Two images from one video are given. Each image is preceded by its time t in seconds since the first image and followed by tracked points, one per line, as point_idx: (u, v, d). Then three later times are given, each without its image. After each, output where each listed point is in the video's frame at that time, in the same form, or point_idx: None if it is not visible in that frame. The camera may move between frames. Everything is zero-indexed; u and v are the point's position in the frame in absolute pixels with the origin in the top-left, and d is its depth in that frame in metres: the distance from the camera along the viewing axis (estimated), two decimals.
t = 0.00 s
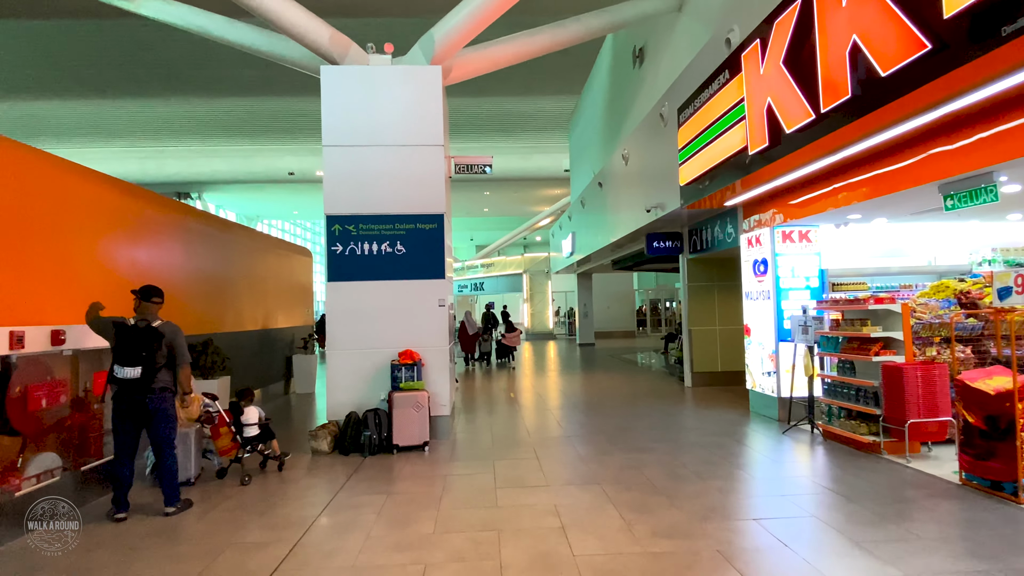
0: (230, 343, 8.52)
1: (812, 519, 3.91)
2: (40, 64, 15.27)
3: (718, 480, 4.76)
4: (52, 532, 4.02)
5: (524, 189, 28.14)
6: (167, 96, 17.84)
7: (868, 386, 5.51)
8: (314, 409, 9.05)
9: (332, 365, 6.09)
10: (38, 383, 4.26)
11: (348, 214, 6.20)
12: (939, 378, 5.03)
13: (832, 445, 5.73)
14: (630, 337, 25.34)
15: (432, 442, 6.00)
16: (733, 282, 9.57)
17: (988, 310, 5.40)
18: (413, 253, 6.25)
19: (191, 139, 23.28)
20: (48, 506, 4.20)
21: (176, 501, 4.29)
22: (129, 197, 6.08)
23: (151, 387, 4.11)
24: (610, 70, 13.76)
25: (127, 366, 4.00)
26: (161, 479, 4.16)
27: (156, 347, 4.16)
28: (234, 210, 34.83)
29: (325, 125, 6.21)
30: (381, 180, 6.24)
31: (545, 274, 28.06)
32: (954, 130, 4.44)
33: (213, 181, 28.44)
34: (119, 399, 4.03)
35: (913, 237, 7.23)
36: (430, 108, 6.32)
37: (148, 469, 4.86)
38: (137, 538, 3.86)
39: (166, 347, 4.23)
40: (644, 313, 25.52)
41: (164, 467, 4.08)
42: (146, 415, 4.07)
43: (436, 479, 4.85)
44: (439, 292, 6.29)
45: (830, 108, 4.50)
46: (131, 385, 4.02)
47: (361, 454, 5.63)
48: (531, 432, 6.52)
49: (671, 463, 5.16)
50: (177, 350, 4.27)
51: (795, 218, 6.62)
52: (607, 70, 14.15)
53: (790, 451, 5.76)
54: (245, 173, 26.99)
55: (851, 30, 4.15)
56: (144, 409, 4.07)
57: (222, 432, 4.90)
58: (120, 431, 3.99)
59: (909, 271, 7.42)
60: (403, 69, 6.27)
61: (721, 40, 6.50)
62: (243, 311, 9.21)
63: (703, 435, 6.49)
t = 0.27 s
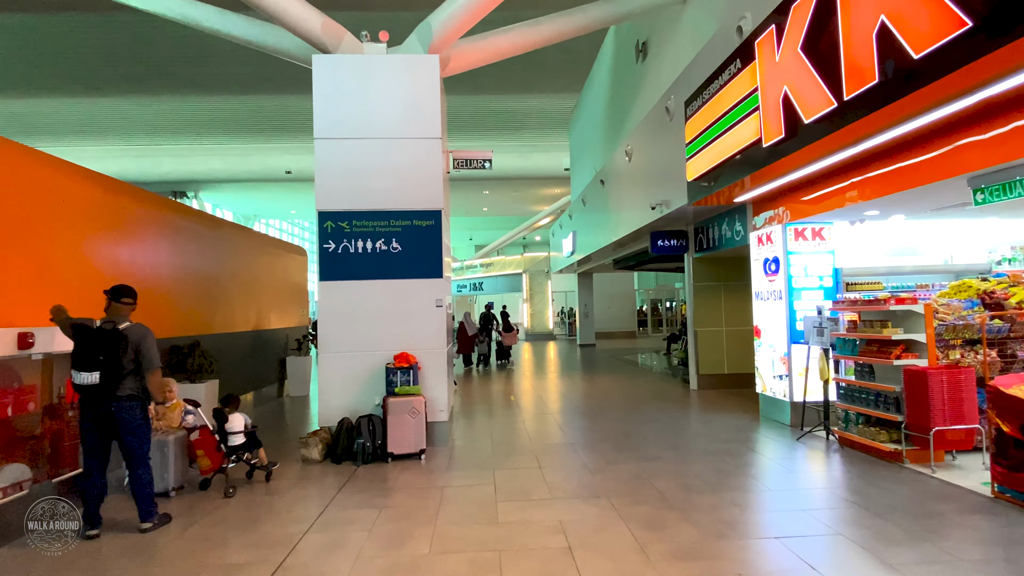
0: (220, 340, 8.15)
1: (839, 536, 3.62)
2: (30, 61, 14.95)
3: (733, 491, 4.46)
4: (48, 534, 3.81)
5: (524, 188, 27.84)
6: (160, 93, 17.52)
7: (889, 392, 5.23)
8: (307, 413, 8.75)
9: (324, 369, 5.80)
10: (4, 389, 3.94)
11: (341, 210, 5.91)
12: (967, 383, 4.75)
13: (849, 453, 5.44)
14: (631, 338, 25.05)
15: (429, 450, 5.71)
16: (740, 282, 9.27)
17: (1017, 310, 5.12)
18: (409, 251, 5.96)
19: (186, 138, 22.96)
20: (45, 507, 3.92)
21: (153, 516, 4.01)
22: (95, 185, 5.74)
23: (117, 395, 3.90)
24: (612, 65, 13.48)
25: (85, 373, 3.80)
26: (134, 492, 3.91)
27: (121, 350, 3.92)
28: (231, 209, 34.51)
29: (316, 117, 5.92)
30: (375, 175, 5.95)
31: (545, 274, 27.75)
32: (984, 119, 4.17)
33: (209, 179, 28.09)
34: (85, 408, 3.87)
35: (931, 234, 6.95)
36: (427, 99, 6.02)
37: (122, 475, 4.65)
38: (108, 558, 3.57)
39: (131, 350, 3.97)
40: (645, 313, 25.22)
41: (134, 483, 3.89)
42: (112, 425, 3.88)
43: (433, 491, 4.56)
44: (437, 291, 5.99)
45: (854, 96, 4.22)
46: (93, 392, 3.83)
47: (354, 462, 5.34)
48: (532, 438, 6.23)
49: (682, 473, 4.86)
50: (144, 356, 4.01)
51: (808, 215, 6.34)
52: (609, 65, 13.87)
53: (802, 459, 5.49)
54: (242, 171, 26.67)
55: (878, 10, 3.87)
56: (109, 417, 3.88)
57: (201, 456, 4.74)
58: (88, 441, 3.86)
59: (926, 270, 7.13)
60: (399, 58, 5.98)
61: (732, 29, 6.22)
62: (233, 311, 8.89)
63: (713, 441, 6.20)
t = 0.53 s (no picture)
0: (209, 339, 7.85)
1: (867, 551, 3.34)
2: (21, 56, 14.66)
3: (748, 500, 4.18)
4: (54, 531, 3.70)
5: (524, 187, 27.56)
6: (155, 90, 17.25)
7: (911, 393, 4.95)
8: (300, 415, 8.46)
9: (314, 370, 5.51)
10: None
11: (332, 203, 5.62)
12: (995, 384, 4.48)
13: (867, 458, 5.17)
14: (632, 338, 24.75)
15: (424, 454, 5.42)
16: (747, 279, 8.99)
17: None
18: (404, 246, 5.67)
19: (182, 135, 22.68)
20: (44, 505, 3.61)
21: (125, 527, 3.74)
22: (72, 176, 5.45)
23: (82, 398, 3.69)
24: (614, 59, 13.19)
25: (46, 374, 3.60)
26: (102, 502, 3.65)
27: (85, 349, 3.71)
28: (229, 208, 34.21)
29: (306, 105, 5.63)
30: (368, 165, 5.66)
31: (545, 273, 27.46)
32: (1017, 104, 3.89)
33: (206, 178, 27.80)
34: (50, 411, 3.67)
35: (949, 229, 6.66)
36: (423, 87, 5.74)
37: (93, 481, 4.35)
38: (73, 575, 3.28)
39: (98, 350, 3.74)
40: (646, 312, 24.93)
41: (103, 491, 3.63)
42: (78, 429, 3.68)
43: (428, 499, 4.28)
44: (434, 287, 5.71)
45: (878, 77, 3.94)
46: (56, 395, 3.63)
47: (345, 468, 5.06)
48: (533, 441, 5.94)
49: (693, 480, 4.59)
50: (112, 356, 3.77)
51: (821, 209, 6.06)
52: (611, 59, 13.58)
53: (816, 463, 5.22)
54: (239, 169, 26.38)
55: None
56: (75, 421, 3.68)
57: (178, 465, 4.54)
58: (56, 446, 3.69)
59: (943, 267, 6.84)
60: (393, 43, 5.69)
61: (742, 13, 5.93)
62: (223, 310, 8.59)
63: (722, 445, 5.91)
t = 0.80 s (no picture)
0: (199, 342, 7.53)
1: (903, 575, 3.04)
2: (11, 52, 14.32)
3: (767, 517, 3.87)
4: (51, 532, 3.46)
5: (524, 186, 27.27)
6: (150, 88, 16.93)
7: (937, 401, 4.67)
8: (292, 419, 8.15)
9: (303, 375, 5.21)
10: None
11: (323, 199, 5.33)
12: None
13: (890, 469, 4.87)
14: (633, 338, 24.46)
15: (419, 465, 5.12)
16: (755, 279, 8.69)
17: None
18: (398, 244, 5.37)
19: (179, 134, 22.36)
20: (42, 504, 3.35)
21: (92, 548, 3.44)
22: (48, 171, 5.10)
23: (43, 409, 3.37)
24: (616, 54, 12.89)
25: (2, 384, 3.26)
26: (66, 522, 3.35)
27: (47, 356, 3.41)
28: (226, 207, 33.88)
29: (295, 95, 5.33)
30: (361, 159, 5.37)
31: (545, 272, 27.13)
32: None
33: (203, 177, 27.47)
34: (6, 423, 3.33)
35: (968, 225, 6.37)
36: (418, 77, 5.44)
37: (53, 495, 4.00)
38: None
39: (61, 355, 3.46)
40: (648, 313, 24.66)
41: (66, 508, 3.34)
42: (39, 442, 3.36)
43: (423, 516, 3.98)
44: (430, 288, 5.41)
45: (907, 60, 3.65)
46: (16, 406, 3.30)
47: (335, 481, 4.75)
48: (535, 450, 5.64)
49: (707, 494, 4.29)
50: (77, 361, 3.50)
51: (836, 205, 5.77)
52: (613, 54, 13.29)
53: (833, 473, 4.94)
54: (236, 168, 26.06)
55: None
56: (36, 434, 3.35)
57: (155, 478, 4.23)
58: (13, 466, 3.30)
59: (962, 266, 6.54)
60: (387, 30, 5.40)
61: None
62: (214, 311, 8.26)
63: (734, 454, 5.60)
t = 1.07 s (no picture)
0: (189, 342, 7.23)
1: None
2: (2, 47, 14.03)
3: (790, 532, 3.59)
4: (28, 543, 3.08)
5: (524, 185, 26.99)
6: (145, 85, 16.63)
7: (967, 405, 4.38)
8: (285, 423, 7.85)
9: (293, 377, 4.93)
10: None
11: (314, 191, 5.04)
12: None
13: (916, 477, 4.58)
14: (635, 338, 24.21)
15: (415, 472, 4.83)
16: (764, 277, 8.40)
17: None
18: (393, 239, 5.08)
19: (175, 132, 22.06)
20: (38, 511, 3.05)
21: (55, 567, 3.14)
22: (21, 161, 4.74)
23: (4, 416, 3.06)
24: (619, 47, 12.60)
25: None
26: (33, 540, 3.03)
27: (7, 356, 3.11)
28: (225, 206, 33.58)
29: (285, 82, 5.04)
30: (354, 149, 5.08)
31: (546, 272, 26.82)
32: None
33: (200, 175, 27.20)
34: None
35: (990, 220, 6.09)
36: (414, 62, 5.15)
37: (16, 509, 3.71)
38: None
39: (25, 357, 3.18)
40: (650, 312, 24.40)
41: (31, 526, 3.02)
42: None
43: (418, 529, 3.69)
44: (427, 285, 5.12)
45: (943, 36, 3.36)
46: None
47: (325, 490, 4.47)
48: (537, 456, 5.35)
49: (723, 506, 4.00)
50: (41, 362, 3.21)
51: (852, 199, 5.50)
52: (615, 48, 12.99)
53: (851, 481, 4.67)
54: (234, 167, 25.76)
55: None
56: None
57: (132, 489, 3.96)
58: None
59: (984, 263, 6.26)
60: (381, 13, 5.11)
61: None
62: (205, 311, 7.95)
63: (747, 459, 5.31)
